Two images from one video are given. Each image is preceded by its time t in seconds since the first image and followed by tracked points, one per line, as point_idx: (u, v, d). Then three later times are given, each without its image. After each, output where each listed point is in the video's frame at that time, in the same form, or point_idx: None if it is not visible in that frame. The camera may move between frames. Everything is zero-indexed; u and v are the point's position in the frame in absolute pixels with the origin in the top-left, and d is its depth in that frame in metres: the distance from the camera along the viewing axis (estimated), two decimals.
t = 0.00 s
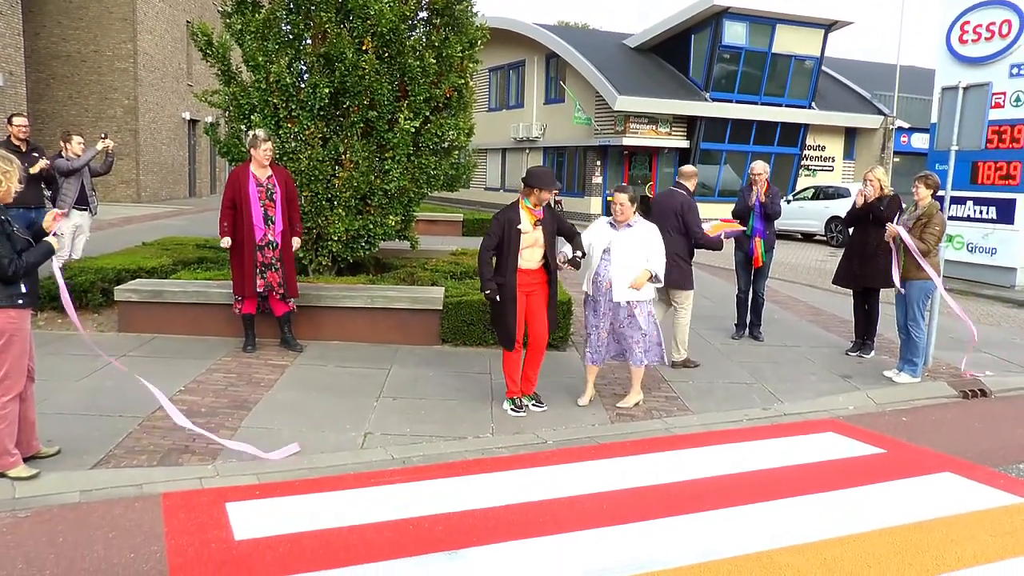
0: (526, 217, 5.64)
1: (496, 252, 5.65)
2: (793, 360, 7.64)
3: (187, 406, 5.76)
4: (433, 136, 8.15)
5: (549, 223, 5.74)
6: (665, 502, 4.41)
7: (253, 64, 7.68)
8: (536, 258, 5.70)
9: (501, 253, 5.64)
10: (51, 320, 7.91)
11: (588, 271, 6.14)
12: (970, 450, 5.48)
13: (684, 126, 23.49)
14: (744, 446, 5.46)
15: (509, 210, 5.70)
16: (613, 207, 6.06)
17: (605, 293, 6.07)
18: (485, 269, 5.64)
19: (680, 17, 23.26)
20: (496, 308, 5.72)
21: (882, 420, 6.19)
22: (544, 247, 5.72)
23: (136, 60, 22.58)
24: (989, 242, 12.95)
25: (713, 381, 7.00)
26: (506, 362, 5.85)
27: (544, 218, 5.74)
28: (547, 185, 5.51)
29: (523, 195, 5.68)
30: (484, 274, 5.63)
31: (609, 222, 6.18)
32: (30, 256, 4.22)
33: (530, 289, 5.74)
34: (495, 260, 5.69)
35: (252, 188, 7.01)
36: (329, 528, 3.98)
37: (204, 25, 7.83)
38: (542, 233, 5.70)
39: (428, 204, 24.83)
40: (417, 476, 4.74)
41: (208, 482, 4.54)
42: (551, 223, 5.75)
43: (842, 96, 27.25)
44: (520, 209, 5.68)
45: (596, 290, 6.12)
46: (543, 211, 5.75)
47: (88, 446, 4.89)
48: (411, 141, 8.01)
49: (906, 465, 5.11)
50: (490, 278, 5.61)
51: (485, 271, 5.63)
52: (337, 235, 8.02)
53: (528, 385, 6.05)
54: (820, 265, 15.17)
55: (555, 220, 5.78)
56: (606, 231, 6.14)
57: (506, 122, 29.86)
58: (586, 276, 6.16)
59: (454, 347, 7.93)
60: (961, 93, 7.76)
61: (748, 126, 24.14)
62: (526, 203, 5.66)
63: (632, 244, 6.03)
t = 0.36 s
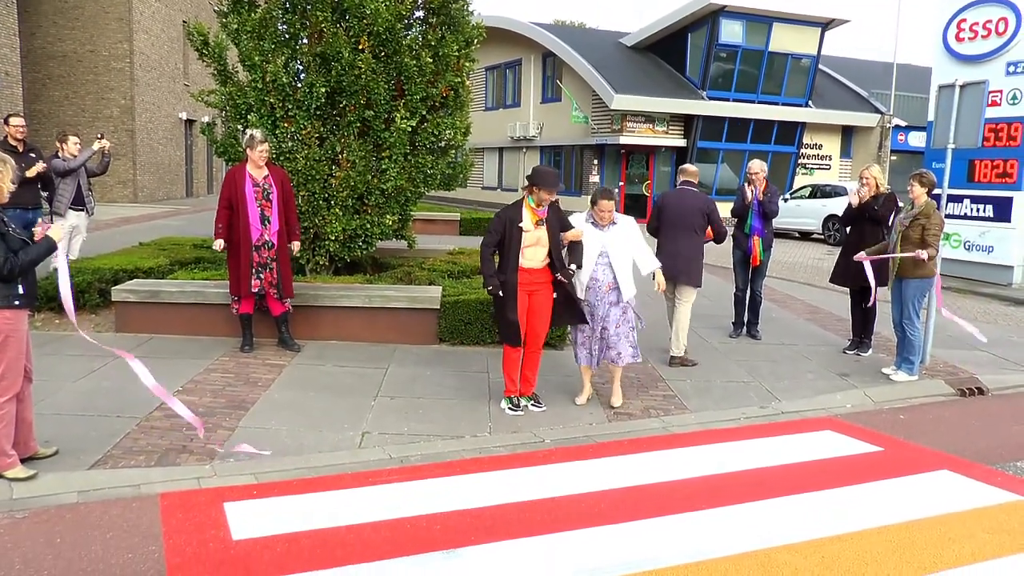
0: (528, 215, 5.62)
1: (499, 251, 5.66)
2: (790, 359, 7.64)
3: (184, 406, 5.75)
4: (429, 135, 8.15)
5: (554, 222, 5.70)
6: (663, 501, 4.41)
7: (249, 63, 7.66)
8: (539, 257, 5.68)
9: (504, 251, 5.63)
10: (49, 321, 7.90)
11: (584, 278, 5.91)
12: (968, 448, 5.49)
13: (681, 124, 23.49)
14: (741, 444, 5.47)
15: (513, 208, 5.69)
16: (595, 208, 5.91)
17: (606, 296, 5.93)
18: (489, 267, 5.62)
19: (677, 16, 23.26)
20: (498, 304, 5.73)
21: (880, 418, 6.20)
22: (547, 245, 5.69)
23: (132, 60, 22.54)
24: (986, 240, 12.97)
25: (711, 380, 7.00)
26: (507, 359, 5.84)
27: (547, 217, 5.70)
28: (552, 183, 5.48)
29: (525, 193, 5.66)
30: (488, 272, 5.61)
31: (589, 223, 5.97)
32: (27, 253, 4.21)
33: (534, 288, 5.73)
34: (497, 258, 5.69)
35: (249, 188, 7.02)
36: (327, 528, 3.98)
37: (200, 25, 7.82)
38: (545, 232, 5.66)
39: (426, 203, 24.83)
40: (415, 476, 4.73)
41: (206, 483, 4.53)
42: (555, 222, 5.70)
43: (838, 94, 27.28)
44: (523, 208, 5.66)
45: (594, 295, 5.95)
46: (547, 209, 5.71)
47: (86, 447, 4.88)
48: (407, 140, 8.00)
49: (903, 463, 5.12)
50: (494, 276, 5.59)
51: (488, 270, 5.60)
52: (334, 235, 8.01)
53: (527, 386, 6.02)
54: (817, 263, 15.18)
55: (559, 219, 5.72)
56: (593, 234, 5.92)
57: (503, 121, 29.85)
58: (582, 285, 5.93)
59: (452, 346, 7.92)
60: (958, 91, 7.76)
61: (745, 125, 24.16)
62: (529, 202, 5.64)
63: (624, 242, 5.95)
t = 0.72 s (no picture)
0: (529, 211, 5.63)
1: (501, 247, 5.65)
2: (792, 355, 7.65)
3: (186, 405, 5.75)
4: (430, 133, 8.15)
5: (557, 220, 5.65)
6: (665, 498, 4.41)
7: (249, 61, 7.66)
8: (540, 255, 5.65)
9: (505, 248, 5.64)
10: (50, 320, 7.91)
11: (594, 280, 5.71)
12: (970, 444, 5.49)
13: (682, 121, 23.41)
14: (743, 441, 5.46)
15: (515, 206, 5.70)
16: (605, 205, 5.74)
17: (617, 298, 5.76)
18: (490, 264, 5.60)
19: (678, 12, 23.22)
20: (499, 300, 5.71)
21: (881, 414, 6.20)
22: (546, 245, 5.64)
23: (132, 59, 22.53)
24: (987, 236, 12.95)
25: (713, 376, 7.00)
26: (508, 357, 5.84)
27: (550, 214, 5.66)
28: (551, 177, 5.47)
29: (529, 189, 5.67)
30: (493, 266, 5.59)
31: (595, 220, 5.78)
32: (26, 251, 4.20)
33: (535, 286, 5.71)
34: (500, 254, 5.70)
35: (250, 186, 7.01)
36: (330, 525, 3.98)
37: (200, 23, 7.82)
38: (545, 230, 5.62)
39: (427, 201, 24.81)
40: (418, 473, 4.74)
41: (208, 481, 4.54)
42: (556, 220, 5.65)
43: (839, 90, 27.25)
44: (525, 204, 5.68)
45: (605, 297, 5.75)
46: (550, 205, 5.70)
47: (88, 446, 4.88)
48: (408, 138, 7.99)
49: (905, 459, 5.12)
50: (496, 272, 5.57)
51: (490, 264, 5.59)
52: (334, 232, 8.01)
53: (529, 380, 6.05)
54: (818, 259, 15.17)
55: (561, 217, 5.66)
56: (598, 232, 5.74)
57: (504, 119, 29.83)
58: (593, 287, 5.70)
59: (454, 343, 7.92)
60: (959, 86, 7.76)
61: (746, 121, 24.13)
62: (531, 198, 5.65)
63: (631, 240, 5.80)
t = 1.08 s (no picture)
0: (537, 211, 5.57)
1: (510, 248, 5.61)
2: (796, 351, 7.63)
3: (189, 400, 5.76)
4: (434, 128, 8.14)
5: (566, 219, 5.56)
6: (668, 494, 4.41)
7: (254, 56, 7.66)
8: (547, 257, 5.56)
9: (513, 249, 5.59)
10: (55, 315, 7.92)
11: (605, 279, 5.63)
12: (974, 441, 5.47)
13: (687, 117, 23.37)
14: (747, 438, 5.46)
15: (523, 206, 5.65)
16: (614, 197, 5.76)
17: (628, 293, 5.75)
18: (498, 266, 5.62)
19: (683, 7, 23.16)
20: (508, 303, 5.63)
21: (886, 411, 6.19)
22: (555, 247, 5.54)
23: (137, 54, 22.55)
24: (993, 233, 12.99)
25: (717, 373, 6.99)
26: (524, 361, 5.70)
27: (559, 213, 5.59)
28: (559, 173, 5.43)
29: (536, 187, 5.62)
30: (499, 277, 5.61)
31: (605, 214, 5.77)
32: (34, 249, 4.19)
33: (544, 288, 5.62)
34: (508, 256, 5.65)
35: (255, 181, 7.00)
36: (334, 520, 3.99)
37: (205, 18, 7.82)
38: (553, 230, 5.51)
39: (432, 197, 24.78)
40: (421, 469, 4.74)
41: (212, 476, 4.55)
42: (566, 218, 5.57)
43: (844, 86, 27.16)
44: (533, 204, 5.63)
45: (617, 293, 5.71)
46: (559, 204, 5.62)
47: (92, 441, 4.89)
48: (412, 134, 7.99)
49: (909, 456, 5.11)
50: (502, 275, 5.60)
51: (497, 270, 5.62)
52: (338, 228, 8.00)
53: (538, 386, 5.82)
54: (822, 256, 15.14)
55: (570, 216, 5.58)
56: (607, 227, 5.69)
57: (508, 115, 29.82)
58: (603, 283, 5.63)
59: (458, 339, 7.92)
60: (965, 83, 7.72)
61: (751, 117, 24.06)
62: (539, 197, 5.60)
63: (641, 234, 5.77)
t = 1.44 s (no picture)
0: (544, 207, 5.56)
1: (519, 247, 5.58)
2: (801, 348, 7.62)
3: (193, 396, 5.78)
4: (438, 125, 8.14)
5: (574, 214, 5.55)
6: (672, 491, 4.40)
7: (258, 53, 7.66)
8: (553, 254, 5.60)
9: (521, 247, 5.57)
10: (60, 311, 7.95)
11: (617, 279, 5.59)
12: (979, 438, 5.45)
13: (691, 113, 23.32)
14: (751, 435, 5.44)
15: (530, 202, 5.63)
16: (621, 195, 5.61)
17: (643, 294, 5.68)
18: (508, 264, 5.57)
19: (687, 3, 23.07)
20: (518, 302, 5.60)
21: (891, 408, 6.17)
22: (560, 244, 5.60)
23: (141, 50, 22.56)
24: (998, 229, 12.89)
25: (721, 370, 6.98)
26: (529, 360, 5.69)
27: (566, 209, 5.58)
28: (563, 169, 5.41)
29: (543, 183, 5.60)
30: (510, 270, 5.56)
31: (614, 212, 5.66)
32: (36, 243, 4.21)
33: (553, 286, 5.64)
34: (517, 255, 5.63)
35: (258, 177, 6.99)
36: (338, 516, 4.00)
37: (209, 15, 7.81)
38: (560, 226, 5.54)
39: (435, 193, 24.80)
40: (425, 465, 4.74)
41: (217, 472, 4.56)
42: (574, 214, 5.55)
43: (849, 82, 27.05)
44: (540, 200, 5.61)
45: (632, 295, 5.63)
46: (566, 200, 5.61)
47: (97, 437, 4.91)
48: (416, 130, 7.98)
49: (914, 453, 5.09)
50: (514, 275, 5.54)
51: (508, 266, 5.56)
52: (342, 224, 8.01)
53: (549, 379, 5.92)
54: (827, 252, 15.09)
55: (579, 212, 5.57)
56: (617, 224, 5.60)
57: (512, 111, 29.79)
58: (616, 283, 5.55)
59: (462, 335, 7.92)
60: (971, 78, 7.67)
61: (755, 113, 23.99)
62: (546, 193, 5.58)
63: (653, 233, 5.65)
